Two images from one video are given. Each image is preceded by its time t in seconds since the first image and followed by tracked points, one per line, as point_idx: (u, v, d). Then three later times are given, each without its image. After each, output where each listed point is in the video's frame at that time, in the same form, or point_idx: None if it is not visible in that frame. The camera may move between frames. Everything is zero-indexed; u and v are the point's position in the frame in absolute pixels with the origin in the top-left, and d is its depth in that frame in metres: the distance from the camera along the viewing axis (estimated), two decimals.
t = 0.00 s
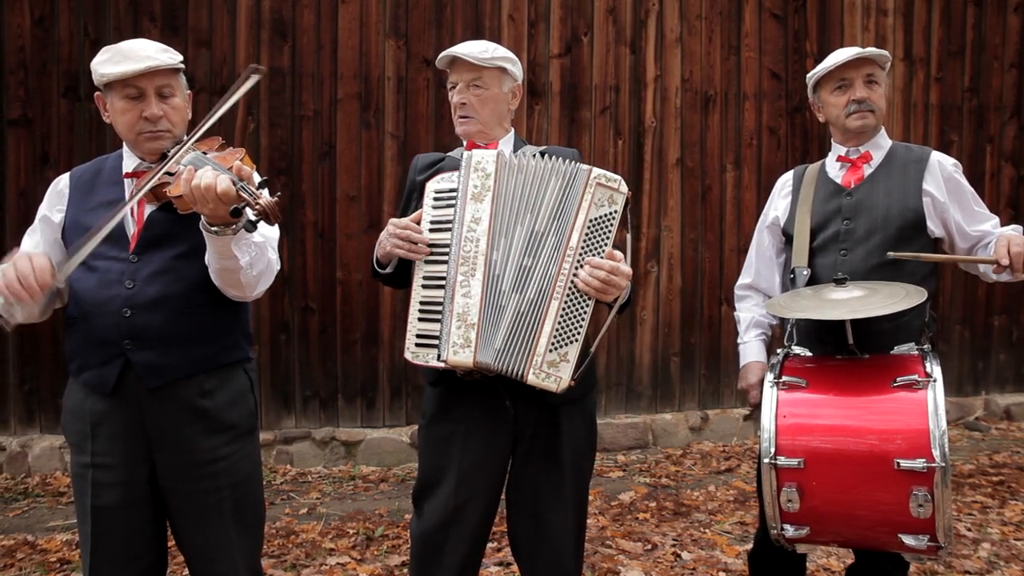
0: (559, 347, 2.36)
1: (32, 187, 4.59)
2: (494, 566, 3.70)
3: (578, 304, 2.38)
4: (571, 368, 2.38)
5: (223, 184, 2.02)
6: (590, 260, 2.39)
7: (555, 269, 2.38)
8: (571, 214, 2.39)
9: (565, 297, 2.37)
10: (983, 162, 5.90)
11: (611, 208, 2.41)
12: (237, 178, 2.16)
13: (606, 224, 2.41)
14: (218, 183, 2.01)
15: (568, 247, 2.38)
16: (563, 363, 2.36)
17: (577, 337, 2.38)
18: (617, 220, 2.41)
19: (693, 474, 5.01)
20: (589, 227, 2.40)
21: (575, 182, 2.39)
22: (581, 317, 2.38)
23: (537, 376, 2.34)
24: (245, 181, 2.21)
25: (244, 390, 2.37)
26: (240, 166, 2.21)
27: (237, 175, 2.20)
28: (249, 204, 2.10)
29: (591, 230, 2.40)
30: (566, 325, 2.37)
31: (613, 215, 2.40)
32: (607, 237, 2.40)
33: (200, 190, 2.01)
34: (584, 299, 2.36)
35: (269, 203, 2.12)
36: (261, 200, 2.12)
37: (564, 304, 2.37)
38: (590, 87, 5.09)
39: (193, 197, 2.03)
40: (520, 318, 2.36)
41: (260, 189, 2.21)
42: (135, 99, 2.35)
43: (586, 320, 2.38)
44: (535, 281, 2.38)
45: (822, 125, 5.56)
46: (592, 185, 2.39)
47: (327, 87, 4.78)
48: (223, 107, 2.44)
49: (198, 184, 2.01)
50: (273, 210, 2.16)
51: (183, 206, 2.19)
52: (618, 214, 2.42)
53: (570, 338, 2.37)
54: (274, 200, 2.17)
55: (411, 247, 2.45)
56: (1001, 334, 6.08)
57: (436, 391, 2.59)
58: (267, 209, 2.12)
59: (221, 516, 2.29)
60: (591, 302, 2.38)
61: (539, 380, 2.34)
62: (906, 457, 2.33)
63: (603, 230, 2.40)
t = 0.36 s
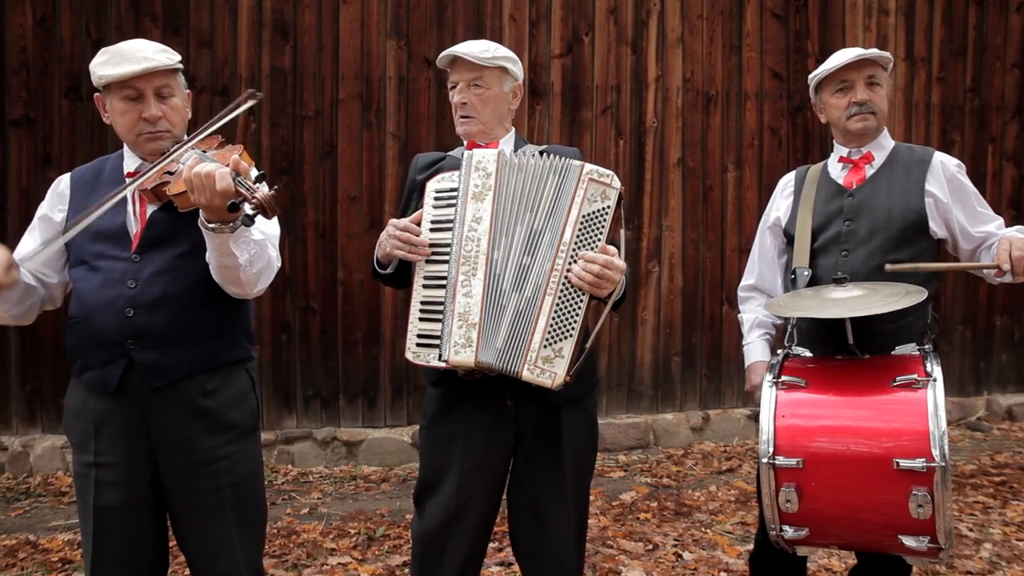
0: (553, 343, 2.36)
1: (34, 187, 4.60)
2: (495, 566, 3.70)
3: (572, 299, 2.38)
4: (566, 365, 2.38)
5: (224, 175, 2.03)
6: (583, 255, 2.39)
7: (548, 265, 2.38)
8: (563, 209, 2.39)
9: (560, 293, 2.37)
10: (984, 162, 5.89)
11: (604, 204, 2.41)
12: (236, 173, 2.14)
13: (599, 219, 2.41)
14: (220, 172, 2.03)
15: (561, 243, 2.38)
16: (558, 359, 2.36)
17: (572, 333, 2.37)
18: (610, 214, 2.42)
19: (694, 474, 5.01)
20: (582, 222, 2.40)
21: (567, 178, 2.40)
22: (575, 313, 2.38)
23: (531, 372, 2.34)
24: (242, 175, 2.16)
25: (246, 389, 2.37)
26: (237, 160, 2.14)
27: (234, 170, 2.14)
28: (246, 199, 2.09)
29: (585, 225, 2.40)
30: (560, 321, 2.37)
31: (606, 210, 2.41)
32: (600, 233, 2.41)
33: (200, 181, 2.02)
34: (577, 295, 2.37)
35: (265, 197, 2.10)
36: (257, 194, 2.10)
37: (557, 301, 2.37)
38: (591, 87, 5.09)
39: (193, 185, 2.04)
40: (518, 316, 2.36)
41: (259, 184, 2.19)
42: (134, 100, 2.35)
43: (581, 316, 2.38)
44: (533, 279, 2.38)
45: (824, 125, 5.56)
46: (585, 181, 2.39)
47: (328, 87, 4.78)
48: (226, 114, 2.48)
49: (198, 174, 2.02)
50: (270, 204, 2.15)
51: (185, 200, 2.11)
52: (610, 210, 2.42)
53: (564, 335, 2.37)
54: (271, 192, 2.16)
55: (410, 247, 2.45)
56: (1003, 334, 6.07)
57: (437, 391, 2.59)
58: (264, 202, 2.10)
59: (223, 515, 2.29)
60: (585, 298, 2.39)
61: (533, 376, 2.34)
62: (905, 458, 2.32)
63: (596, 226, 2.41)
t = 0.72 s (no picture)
0: (545, 339, 2.35)
1: (35, 187, 4.60)
2: (496, 566, 3.70)
3: (564, 295, 2.37)
4: (560, 361, 2.36)
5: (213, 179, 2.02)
6: (575, 251, 2.38)
7: (540, 260, 2.37)
8: (555, 205, 2.38)
9: (552, 289, 2.36)
10: (985, 162, 5.89)
11: (595, 199, 2.39)
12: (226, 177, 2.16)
13: (591, 214, 2.39)
14: (208, 177, 2.01)
15: (552, 238, 2.38)
16: (551, 355, 2.35)
17: (564, 328, 2.36)
18: (602, 209, 2.40)
19: (695, 474, 5.01)
20: (573, 217, 2.39)
21: (559, 173, 2.39)
22: (567, 309, 2.36)
23: (523, 368, 2.34)
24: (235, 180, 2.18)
25: (247, 388, 2.37)
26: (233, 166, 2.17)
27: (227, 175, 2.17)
28: (237, 204, 2.10)
29: (576, 221, 2.39)
30: (552, 317, 2.36)
31: (597, 205, 2.39)
32: (592, 228, 2.39)
33: (190, 185, 2.01)
34: (568, 291, 2.35)
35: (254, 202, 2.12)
36: (247, 200, 2.11)
37: (549, 297, 2.36)
38: (592, 87, 5.09)
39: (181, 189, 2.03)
40: (514, 314, 2.36)
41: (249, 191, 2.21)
42: (130, 101, 2.35)
43: (573, 312, 2.37)
44: (528, 276, 2.38)
45: (825, 125, 5.56)
46: (575, 176, 2.38)
47: (329, 87, 4.78)
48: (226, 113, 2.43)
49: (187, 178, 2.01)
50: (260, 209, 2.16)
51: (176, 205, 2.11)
52: (602, 205, 2.41)
53: (556, 330, 2.36)
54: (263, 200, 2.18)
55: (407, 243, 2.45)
56: (1004, 334, 6.06)
57: (438, 392, 2.58)
58: (253, 208, 2.11)
59: (225, 515, 2.29)
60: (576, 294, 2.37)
61: (525, 373, 2.34)
62: (905, 464, 2.32)
63: (587, 221, 2.39)
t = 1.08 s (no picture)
0: (541, 337, 2.35)
1: (36, 187, 4.60)
2: (497, 566, 3.70)
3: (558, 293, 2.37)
4: (556, 359, 2.36)
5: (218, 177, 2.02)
6: (567, 249, 2.38)
7: (537, 259, 2.38)
8: (546, 203, 2.39)
9: (547, 287, 2.37)
10: (986, 162, 5.89)
11: (586, 195, 2.40)
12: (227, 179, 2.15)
13: (582, 211, 2.40)
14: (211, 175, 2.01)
15: (543, 237, 2.38)
16: (547, 353, 2.34)
17: (559, 326, 2.36)
18: (592, 206, 2.41)
19: (696, 474, 5.01)
20: (564, 215, 2.39)
21: (550, 171, 2.39)
22: (562, 307, 2.36)
23: (520, 367, 2.33)
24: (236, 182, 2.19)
25: (246, 389, 2.37)
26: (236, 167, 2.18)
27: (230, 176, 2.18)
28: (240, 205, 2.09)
29: (567, 218, 2.39)
30: (547, 315, 2.36)
31: (588, 201, 2.39)
32: (583, 225, 2.40)
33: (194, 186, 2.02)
34: (562, 289, 2.35)
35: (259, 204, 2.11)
36: (252, 201, 2.11)
37: (544, 295, 2.36)
38: (593, 87, 5.09)
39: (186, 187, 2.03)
40: (513, 313, 2.36)
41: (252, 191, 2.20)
42: (130, 101, 2.35)
43: (568, 310, 2.37)
44: (526, 276, 2.38)
45: (826, 124, 5.56)
46: (565, 173, 2.39)
47: (330, 88, 4.78)
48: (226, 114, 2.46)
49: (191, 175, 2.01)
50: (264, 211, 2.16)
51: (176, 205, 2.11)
52: (593, 201, 2.41)
53: (552, 328, 2.35)
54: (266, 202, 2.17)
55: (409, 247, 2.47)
56: (1005, 334, 6.07)
57: (440, 393, 2.58)
58: (258, 209, 2.11)
59: (224, 517, 2.29)
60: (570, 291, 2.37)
61: (522, 372, 2.33)
62: (911, 465, 2.32)
63: (578, 218, 2.40)
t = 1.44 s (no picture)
0: (541, 336, 2.34)
1: (36, 188, 4.60)
2: (497, 566, 3.70)
3: (556, 291, 2.36)
4: (557, 357, 2.36)
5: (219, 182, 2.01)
6: (562, 247, 2.38)
7: (536, 259, 2.37)
8: (537, 202, 2.39)
9: (545, 286, 2.36)
10: (987, 162, 5.89)
11: (577, 192, 2.39)
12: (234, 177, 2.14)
13: (574, 208, 2.39)
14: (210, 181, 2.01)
15: (538, 236, 2.38)
16: (548, 352, 2.34)
17: (558, 325, 2.35)
18: (584, 204, 2.39)
19: (696, 474, 5.01)
20: (556, 213, 2.38)
21: (539, 170, 2.38)
22: (560, 305, 2.36)
23: (522, 368, 2.33)
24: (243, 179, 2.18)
25: (248, 389, 2.38)
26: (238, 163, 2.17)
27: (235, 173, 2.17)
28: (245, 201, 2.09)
29: (560, 217, 2.38)
30: (546, 314, 2.36)
31: (580, 198, 2.38)
32: (576, 223, 2.39)
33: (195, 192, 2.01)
34: (559, 287, 2.35)
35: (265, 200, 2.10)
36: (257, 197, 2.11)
37: (542, 294, 2.36)
38: (593, 87, 5.09)
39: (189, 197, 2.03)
40: (514, 313, 2.36)
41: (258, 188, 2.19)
42: (133, 99, 2.35)
43: (566, 308, 2.36)
44: (526, 275, 2.37)
45: (826, 124, 5.55)
46: (555, 172, 2.37)
47: (330, 88, 4.78)
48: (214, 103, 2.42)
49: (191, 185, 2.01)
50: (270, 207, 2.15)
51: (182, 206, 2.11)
52: (585, 198, 2.40)
53: (552, 327, 2.35)
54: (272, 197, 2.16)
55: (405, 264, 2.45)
56: (1006, 334, 6.06)
57: (440, 393, 2.58)
58: (263, 205, 2.10)
59: (226, 518, 2.29)
60: (568, 290, 2.37)
61: (524, 372, 2.33)
62: (914, 462, 2.32)
63: (571, 216, 2.39)
